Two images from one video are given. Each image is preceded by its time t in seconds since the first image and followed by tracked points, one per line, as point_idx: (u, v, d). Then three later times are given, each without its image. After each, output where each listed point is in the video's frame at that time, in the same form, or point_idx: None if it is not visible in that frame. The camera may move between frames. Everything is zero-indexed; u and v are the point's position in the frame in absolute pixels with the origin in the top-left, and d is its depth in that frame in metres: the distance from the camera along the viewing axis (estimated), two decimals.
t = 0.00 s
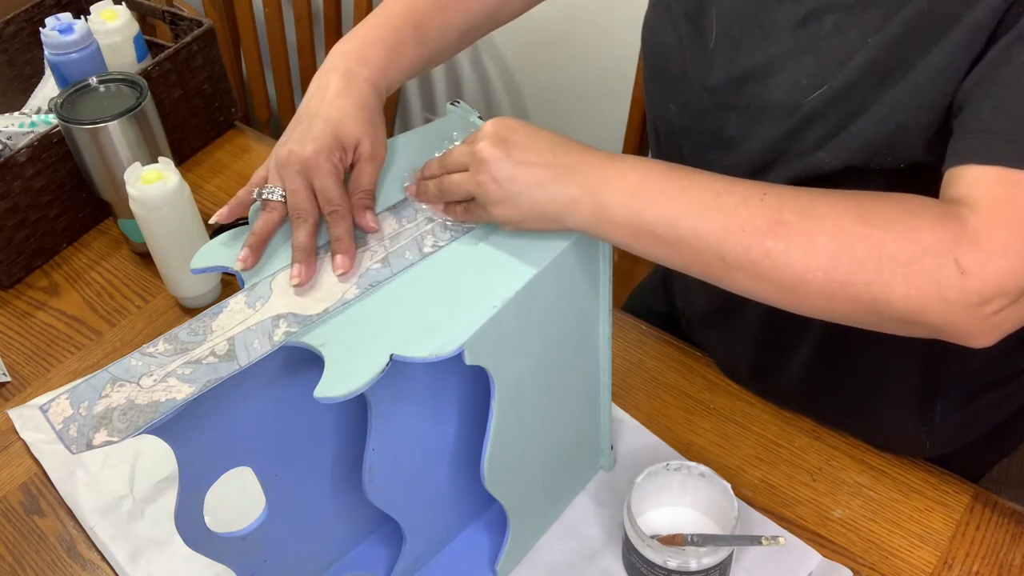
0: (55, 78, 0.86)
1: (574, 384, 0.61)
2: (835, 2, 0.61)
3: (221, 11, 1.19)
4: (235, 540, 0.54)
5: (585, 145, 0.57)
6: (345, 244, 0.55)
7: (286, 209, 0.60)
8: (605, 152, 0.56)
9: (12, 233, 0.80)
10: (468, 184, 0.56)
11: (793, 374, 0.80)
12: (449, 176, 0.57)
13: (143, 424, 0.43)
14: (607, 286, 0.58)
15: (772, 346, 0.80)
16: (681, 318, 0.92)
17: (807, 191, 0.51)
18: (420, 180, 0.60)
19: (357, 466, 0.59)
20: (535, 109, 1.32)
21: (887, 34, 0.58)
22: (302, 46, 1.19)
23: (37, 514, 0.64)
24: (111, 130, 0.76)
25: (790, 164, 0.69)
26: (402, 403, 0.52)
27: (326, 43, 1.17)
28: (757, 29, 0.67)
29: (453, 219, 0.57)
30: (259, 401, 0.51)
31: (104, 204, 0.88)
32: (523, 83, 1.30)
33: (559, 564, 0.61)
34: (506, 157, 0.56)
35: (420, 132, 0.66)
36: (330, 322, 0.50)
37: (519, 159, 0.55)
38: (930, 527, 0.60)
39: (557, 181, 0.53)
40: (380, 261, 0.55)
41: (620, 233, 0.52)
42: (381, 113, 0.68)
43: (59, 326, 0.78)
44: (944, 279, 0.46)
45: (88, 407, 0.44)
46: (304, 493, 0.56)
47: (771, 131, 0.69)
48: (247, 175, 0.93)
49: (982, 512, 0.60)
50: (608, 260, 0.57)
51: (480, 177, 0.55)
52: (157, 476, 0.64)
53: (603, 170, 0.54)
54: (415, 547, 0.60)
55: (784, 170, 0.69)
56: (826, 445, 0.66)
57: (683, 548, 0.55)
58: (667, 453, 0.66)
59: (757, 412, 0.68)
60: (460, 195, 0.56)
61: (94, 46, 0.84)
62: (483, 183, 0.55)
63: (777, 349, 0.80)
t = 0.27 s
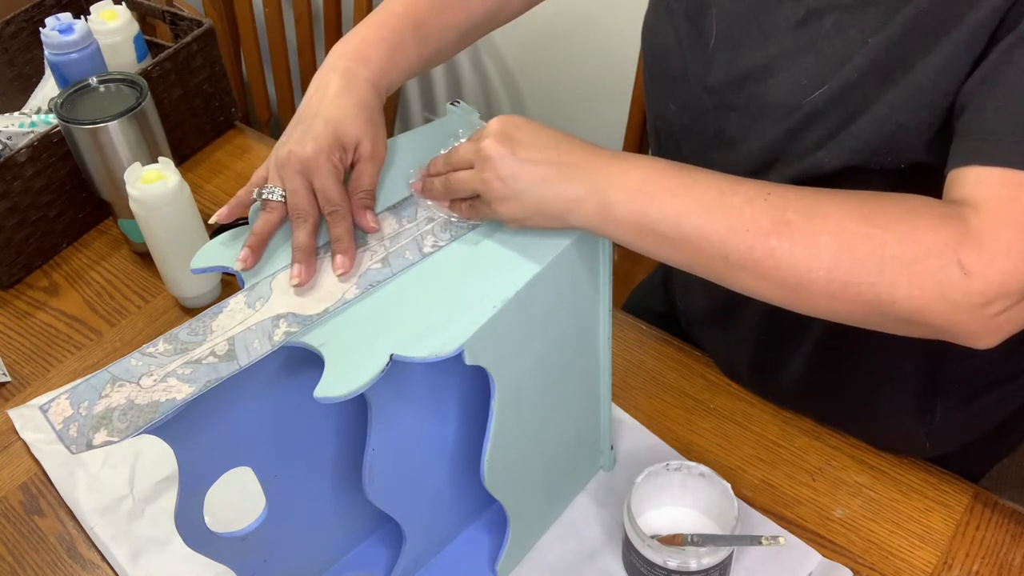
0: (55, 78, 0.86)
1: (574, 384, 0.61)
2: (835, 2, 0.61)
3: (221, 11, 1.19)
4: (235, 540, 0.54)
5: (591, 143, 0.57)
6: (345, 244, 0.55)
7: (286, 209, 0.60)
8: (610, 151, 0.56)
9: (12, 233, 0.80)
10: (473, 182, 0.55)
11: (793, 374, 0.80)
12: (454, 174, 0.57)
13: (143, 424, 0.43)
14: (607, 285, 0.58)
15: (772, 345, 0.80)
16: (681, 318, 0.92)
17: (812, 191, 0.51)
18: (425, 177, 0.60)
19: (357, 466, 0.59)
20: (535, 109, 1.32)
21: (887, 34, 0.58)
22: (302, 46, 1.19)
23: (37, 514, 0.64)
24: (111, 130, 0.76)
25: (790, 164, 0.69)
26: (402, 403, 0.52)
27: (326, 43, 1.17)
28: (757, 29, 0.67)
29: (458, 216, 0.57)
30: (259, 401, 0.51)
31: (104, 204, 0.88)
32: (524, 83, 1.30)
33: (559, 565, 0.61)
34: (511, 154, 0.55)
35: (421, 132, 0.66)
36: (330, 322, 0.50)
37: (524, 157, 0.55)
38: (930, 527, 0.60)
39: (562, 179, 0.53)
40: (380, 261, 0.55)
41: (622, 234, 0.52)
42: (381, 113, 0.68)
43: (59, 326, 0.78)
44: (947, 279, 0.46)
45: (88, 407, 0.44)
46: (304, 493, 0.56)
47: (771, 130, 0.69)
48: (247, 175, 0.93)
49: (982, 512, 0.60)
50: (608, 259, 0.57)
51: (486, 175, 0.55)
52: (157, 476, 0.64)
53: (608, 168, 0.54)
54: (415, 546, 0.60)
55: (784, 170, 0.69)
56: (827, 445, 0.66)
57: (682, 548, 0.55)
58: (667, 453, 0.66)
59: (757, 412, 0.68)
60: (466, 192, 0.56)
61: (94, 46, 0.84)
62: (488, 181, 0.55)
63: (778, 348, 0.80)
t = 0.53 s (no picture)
0: (55, 78, 0.86)
1: (574, 384, 0.61)
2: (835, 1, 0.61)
3: (221, 11, 1.19)
4: (235, 540, 0.54)
5: (596, 141, 0.57)
6: (345, 244, 0.55)
7: (286, 209, 0.60)
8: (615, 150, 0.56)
9: (12, 233, 0.80)
10: (479, 179, 0.56)
11: (794, 374, 0.80)
12: (460, 171, 0.57)
13: (143, 424, 0.43)
14: (607, 285, 0.58)
15: (772, 345, 0.80)
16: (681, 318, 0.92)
17: (816, 191, 0.51)
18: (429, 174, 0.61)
19: (357, 466, 0.59)
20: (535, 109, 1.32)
21: (887, 34, 0.58)
22: (302, 46, 1.19)
23: (37, 514, 0.64)
24: (111, 130, 0.76)
25: (790, 164, 0.69)
26: (402, 403, 0.52)
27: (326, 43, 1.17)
28: (757, 29, 0.67)
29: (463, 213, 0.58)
30: (259, 401, 0.51)
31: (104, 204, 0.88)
32: (524, 83, 1.30)
33: (559, 565, 0.61)
34: (515, 152, 0.56)
35: (421, 133, 0.66)
36: (330, 322, 0.50)
37: (528, 155, 0.55)
38: (930, 527, 0.60)
39: (566, 177, 0.53)
40: (380, 261, 0.55)
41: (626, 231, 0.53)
42: (381, 113, 0.68)
43: (59, 326, 0.78)
44: (950, 279, 0.46)
45: (88, 407, 0.44)
46: (304, 493, 0.56)
47: (771, 130, 0.69)
48: (247, 175, 0.93)
49: (982, 512, 0.60)
50: (608, 259, 0.57)
51: (490, 172, 0.55)
52: (157, 476, 0.64)
53: (613, 166, 0.54)
54: (415, 546, 0.60)
55: (784, 170, 0.69)
56: (827, 445, 0.66)
57: (683, 548, 0.55)
58: (667, 453, 0.66)
59: (757, 412, 0.68)
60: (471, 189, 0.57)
61: (94, 46, 0.84)
62: (493, 177, 0.55)
63: (778, 348, 0.80)
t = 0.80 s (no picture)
0: (55, 78, 0.86)
1: (575, 384, 0.61)
2: (835, 1, 0.61)
3: (221, 11, 1.19)
4: (234, 540, 0.54)
5: (597, 141, 0.57)
6: (345, 244, 0.55)
7: (286, 209, 0.60)
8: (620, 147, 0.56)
9: (12, 233, 0.80)
10: (483, 176, 0.56)
11: (794, 374, 0.80)
12: (466, 169, 0.57)
13: (143, 424, 0.43)
14: (607, 285, 0.58)
15: (772, 345, 0.80)
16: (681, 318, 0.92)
17: (820, 190, 0.51)
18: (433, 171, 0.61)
19: (357, 466, 0.59)
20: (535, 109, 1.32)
21: (887, 34, 0.58)
22: (302, 47, 1.19)
23: (37, 514, 0.64)
24: (111, 130, 0.76)
25: (790, 164, 0.69)
26: (402, 403, 0.52)
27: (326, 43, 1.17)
28: (757, 28, 0.67)
29: (467, 210, 0.58)
30: (259, 402, 0.51)
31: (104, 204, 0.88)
32: (524, 83, 1.30)
33: (559, 565, 0.61)
34: (519, 149, 0.56)
35: (422, 133, 0.66)
36: (330, 322, 0.50)
37: (532, 152, 0.56)
38: (930, 527, 0.60)
39: (571, 174, 0.54)
40: (380, 261, 0.55)
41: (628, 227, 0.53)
42: (381, 113, 0.68)
43: (59, 326, 0.78)
44: (953, 280, 0.46)
45: (88, 407, 0.44)
46: (304, 493, 0.56)
47: (771, 130, 0.69)
48: (247, 175, 0.93)
49: (982, 512, 0.60)
50: (608, 258, 0.57)
51: (494, 169, 0.55)
52: (157, 476, 0.64)
53: (619, 162, 0.54)
54: (415, 546, 0.60)
55: (784, 170, 0.69)
56: (827, 445, 0.66)
57: (683, 548, 0.55)
58: (667, 453, 0.66)
59: (757, 412, 0.68)
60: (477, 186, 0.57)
61: (94, 46, 0.84)
62: (498, 175, 0.55)
63: (778, 348, 0.80)
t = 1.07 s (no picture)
0: (55, 78, 0.86)
1: (575, 384, 0.61)
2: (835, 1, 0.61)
3: (221, 11, 1.19)
4: (234, 540, 0.54)
5: (597, 140, 0.57)
6: (345, 244, 0.55)
7: (286, 209, 0.60)
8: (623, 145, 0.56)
9: (12, 233, 0.80)
10: (489, 174, 0.56)
11: (794, 374, 0.80)
12: (471, 166, 0.58)
13: (143, 424, 0.43)
14: (607, 286, 0.58)
15: (772, 345, 0.80)
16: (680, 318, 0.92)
17: (823, 189, 0.51)
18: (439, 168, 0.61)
19: (357, 466, 0.59)
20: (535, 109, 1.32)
21: (888, 34, 0.58)
22: (303, 47, 1.19)
23: (37, 514, 0.64)
24: (111, 130, 0.76)
25: (790, 163, 0.69)
26: (402, 403, 0.52)
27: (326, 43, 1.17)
28: (757, 28, 0.67)
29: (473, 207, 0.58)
30: (259, 402, 0.51)
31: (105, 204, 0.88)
32: (524, 82, 1.30)
33: (559, 565, 0.61)
34: (525, 147, 0.56)
35: (421, 135, 0.66)
36: (330, 322, 0.50)
37: (537, 150, 0.56)
38: (930, 527, 0.60)
39: (576, 173, 0.54)
40: (380, 261, 0.55)
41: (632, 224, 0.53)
42: (381, 113, 0.68)
43: (59, 326, 0.78)
44: (956, 280, 0.46)
45: (88, 407, 0.44)
46: (304, 493, 0.56)
47: (772, 129, 0.69)
48: (247, 175, 0.93)
49: (982, 512, 0.60)
50: (608, 258, 0.57)
51: (500, 166, 0.56)
52: (157, 476, 0.64)
53: (622, 161, 0.54)
54: (415, 546, 0.60)
55: (784, 169, 0.69)
56: (827, 445, 0.66)
57: (683, 548, 0.55)
58: (667, 453, 0.66)
59: (757, 412, 0.68)
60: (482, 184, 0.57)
61: (94, 46, 0.84)
62: (502, 172, 0.56)
63: (778, 347, 0.80)
